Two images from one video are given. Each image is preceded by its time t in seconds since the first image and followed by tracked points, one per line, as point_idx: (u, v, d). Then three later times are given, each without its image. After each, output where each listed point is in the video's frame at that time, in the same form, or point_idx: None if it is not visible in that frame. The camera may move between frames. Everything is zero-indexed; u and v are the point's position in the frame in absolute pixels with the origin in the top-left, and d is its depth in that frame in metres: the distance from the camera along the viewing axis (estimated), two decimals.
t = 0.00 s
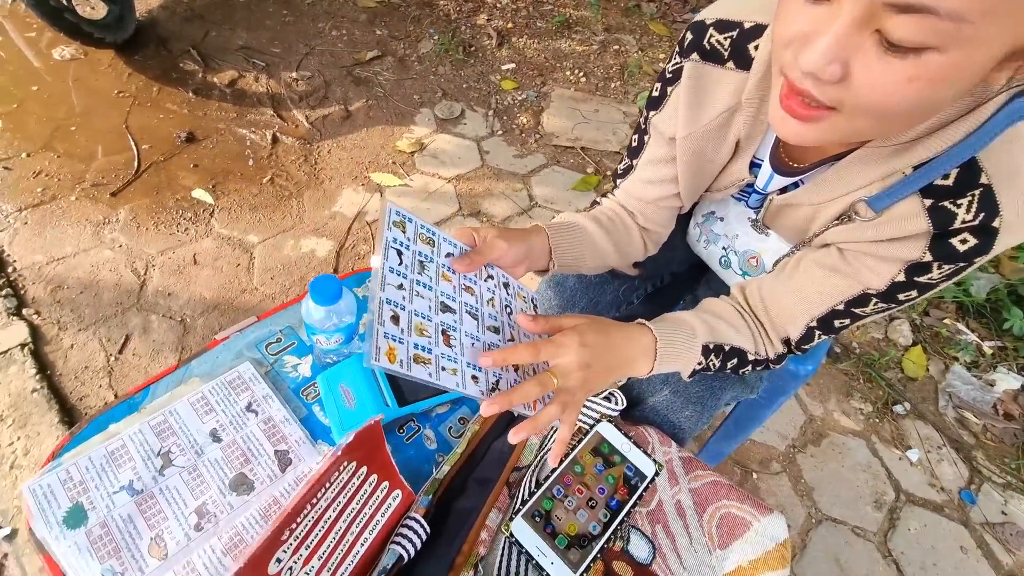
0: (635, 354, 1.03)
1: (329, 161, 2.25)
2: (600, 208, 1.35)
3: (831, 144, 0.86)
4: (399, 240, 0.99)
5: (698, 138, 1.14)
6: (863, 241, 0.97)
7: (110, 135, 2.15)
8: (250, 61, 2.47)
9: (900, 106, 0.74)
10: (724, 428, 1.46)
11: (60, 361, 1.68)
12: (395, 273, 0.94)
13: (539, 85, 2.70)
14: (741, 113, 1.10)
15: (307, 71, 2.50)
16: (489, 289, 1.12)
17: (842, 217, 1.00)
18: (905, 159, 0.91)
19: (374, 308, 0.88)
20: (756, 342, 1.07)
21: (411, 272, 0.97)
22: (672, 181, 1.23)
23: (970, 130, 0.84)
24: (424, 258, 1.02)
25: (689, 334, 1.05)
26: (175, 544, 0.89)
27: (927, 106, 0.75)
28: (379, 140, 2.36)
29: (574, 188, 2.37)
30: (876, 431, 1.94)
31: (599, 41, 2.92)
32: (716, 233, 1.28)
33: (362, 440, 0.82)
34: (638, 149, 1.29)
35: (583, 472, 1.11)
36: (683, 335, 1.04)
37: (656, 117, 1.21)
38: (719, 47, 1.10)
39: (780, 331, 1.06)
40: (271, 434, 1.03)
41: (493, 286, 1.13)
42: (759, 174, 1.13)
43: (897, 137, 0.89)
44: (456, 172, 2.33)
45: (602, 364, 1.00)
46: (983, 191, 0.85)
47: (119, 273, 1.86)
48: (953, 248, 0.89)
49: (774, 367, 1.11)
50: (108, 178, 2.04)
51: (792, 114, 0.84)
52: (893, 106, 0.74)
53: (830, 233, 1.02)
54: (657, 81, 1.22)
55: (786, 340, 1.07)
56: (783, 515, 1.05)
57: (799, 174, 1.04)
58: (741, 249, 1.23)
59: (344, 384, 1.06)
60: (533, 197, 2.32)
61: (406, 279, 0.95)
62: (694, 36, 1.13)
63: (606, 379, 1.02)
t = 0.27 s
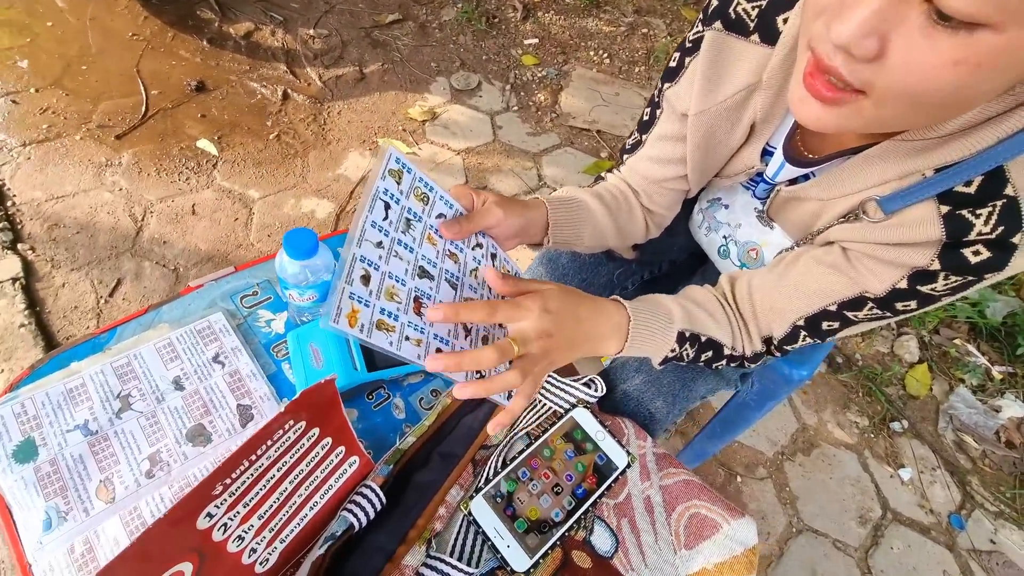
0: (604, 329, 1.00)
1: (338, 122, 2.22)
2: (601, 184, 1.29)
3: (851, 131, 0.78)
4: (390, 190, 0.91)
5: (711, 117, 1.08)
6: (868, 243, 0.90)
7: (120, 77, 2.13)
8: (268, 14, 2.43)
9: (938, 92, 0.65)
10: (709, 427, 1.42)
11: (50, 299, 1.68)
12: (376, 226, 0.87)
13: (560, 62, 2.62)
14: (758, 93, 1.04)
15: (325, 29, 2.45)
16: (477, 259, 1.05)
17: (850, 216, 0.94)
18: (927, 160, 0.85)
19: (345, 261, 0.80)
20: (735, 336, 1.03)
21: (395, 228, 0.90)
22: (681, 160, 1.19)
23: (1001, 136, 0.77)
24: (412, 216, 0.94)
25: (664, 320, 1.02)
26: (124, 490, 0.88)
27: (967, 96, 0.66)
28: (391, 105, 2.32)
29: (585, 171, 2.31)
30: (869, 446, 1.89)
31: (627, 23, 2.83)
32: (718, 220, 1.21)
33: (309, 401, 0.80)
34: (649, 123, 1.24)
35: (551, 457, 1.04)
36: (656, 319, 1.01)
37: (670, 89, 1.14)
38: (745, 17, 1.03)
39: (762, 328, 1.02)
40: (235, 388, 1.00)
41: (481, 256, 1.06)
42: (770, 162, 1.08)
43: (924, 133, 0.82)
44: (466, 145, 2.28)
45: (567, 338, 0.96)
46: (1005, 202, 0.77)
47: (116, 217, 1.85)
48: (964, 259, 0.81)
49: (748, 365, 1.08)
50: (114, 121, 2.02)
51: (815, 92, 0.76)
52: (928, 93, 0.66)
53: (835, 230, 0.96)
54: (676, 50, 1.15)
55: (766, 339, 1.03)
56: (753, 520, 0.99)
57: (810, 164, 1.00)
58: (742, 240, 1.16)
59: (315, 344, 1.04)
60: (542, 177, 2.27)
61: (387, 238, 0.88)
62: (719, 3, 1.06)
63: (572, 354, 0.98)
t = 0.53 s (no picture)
0: (582, 327, 0.97)
1: (340, 119, 2.21)
2: (604, 180, 1.27)
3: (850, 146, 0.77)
4: (412, 181, 0.88)
5: (713, 117, 1.06)
6: (859, 252, 0.89)
7: (123, 72, 2.13)
8: (273, 9, 2.42)
9: (942, 110, 0.63)
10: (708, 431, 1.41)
11: (51, 293, 1.69)
12: (394, 216, 0.84)
13: (566, 60, 2.60)
14: (761, 95, 1.02)
15: (329, 25, 2.44)
16: (485, 258, 1.03)
17: (845, 224, 0.93)
18: (926, 173, 0.83)
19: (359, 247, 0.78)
20: (717, 338, 1.01)
21: (412, 220, 0.87)
22: (682, 160, 1.17)
23: (1004, 155, 0.75)
24: (429, 209, 0.91)
25: (645, 319, 0.99)
26: (114, 491, 0.88)
27: (970, 115, 0.64)
28: (394, 102, 2.31)
29: (589, 170, 2.29)
30: (872, 451, 1.87)
31: (633, 20, 2.81)
32: (717, 219, 1.20)
33: (298, 405, 0.80)
34: (652, 119, 1.22)
35: (545, 462, 1.03)
36: (637, 318, 0.98)
37: (673, 87, 1.12)
38: (750, 16, 1.01)
39: (748, 331, 1.00)
40: (228, 388, 1.00)
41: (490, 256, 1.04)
42: (770, 166, 1.06)
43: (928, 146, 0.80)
44: (469, 142, 2.26)
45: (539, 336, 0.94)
46: (1001, 221, 0.75)
47: (118, 212, 1.85)
48: (956, 274, 0.80)
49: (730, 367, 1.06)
50: (117, 115, 2.02)
51: (815, 105, 0.75)
52: (932, 110, 0.63)
53: (828, 237, 0.94)
54: (682, 46, 1.12)
55: (750, 342, 1.01)
56: (749, 529, 0.98)
57: (809, 172, 0.98)
58: (740, 239, 1.15)
59: (308, 345, 1.04)
60: (545, 175, 2.25)
61: (403, 229, 0.85)
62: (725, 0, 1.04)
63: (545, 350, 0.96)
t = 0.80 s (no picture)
0: (564, 317, 0.99)
1: (347, 124, 2.23)
2: (615, 188, 1.29)
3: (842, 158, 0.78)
4: (440, 174, 0.88)
5: (716, 126, 1.07)
6: (851, 260, 0.91)
7: (134, 81, 2.17)
8: (280, 17, 2.44)
9: (930, 137, 0.64)
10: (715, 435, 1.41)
11: (66, 301, 1.72)
12: (416, 203, 0.84)
13: (571, 61, 2.61)
14: (764, 106, 1.03)
15: (336, 31, 2.46)
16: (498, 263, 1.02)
17: (841, 234, 0.95)
18: (921, 190, 0.84)
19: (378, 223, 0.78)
20: (705, 338, 1.05)
21: (433, 211, 0.87)
22: (688, 168, 1.17)
23: (999, 177, 0.76)
24: (452, 204, 0.91)
25: (631, 314, 1.02)
26: (129, 498, 0.91)
27: (961, 142, 0.65)
28: (400, 107, 2.32)
29: (595, 172, 2.30)
30: (883, 453, 1.85)
31: (639, 20, 2.80)
32: (721, 221, 1.21)
33: (307, 417, 0.81)
34: (661, 125, 1.23)
35: (550, 469, 1.03)
36: (621, 313, 1.02)
37: (680, 94, 1.13)
38: (754, 28, 1.00)
39: (735, 331, 1.04)
40: (239, 397, 1.02)
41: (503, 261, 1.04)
42: (771, 176, 1.07)
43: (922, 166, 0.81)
44: (475, 146, 2.27)
45: (514, 321, 0.93)
46: (992, 241, 0.76)
47: (130, 220, 1.88)
48: (945, 289, 0.81)
49: (716, 367, 1.10)
50: (129, 124, 2.06)
51: (809, 117, 0.76)
52: (922, 139, 0.65)
53: (824, 246, 0.96)
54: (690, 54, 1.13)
55: (738, 344, 1.05)
56: (756, 535, 0.99)
57: (809, 183, 0.99)
58: (742, 242, 1.16)
59: (315, 354, 1.05)
60: (552, 178, 2.26)
61: (422, 216, 0.85)
62: (731, 10, 1.04)
63: (520, 335, 0.96)
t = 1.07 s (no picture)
0: (578, 333, 1.02)
1: (356, 142, 2.28)
2: (624, 210, 1.32)
3: (829, 195, 0.85)
4: (467, 198, 0.90)
5: (714, 152, 1.11)
6: (845, 278, 0.94)
7: (149, 103, 2.23)
8: (290, 37, 2.50)
9: (912, 179, 0.70)
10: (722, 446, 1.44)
11: (86, 319, 1.77)
12: (442, 225, 0.87)
13: (574, 76, 2.65)
14: (758, 132, 1.06)
15: (344, 50, 2.52)
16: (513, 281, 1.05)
17: (835, 253, 0.97)
18: (909, 216, 0.87)
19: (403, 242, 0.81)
20: (707, 351, 1.08)
21: (456, 233, 0.90)
22: (690, 189, 1.21)
23: (981, 203, 0.79)
24: (475, 226, 0.94)
25: (637, 328, 1.05)
26: (154, 513, 0.94)
27: (945, 179, 0.70)
28: (407, 124, 2.37)
29: (600, 185, 2.33)
30: (892, 464, 1.87)
31: (641, 34, 2.85)
32: (722, 236, 1.25)
33: (326, 436, 0.88)
34: (662, 149, 1.26)
35: (558, 483, 1.06)
36: (629, 328, 1.05)
37: (679, 120, 1.17)
38: (746, 59, 1.04)
39: (736, 345, 1.07)
40: (257, 414, 1.06)
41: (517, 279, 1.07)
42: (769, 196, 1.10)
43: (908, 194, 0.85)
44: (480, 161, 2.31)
45: (530, 338, 0.96)
46: (975, 264, 0.80)
47: (147, 239, 1.93)
48: (932, 309, 0.85)
49: (718, 379, 1.13)
50: (146, 146, 2.12)
51: (798, 158, 0.82)
52: (907, 179, 0.70)
53: (819, 265, 0.99)
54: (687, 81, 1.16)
55: (738, 356, 1.08)
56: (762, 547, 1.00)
57: (805, 207, 1.01)
58: (742, 256, 1.20)
59: (330, 372, 1.09)
60: (557, 192, 2.29)
61: (446, 236, 0.88)
62: (724, 41, 1.07)
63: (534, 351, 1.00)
